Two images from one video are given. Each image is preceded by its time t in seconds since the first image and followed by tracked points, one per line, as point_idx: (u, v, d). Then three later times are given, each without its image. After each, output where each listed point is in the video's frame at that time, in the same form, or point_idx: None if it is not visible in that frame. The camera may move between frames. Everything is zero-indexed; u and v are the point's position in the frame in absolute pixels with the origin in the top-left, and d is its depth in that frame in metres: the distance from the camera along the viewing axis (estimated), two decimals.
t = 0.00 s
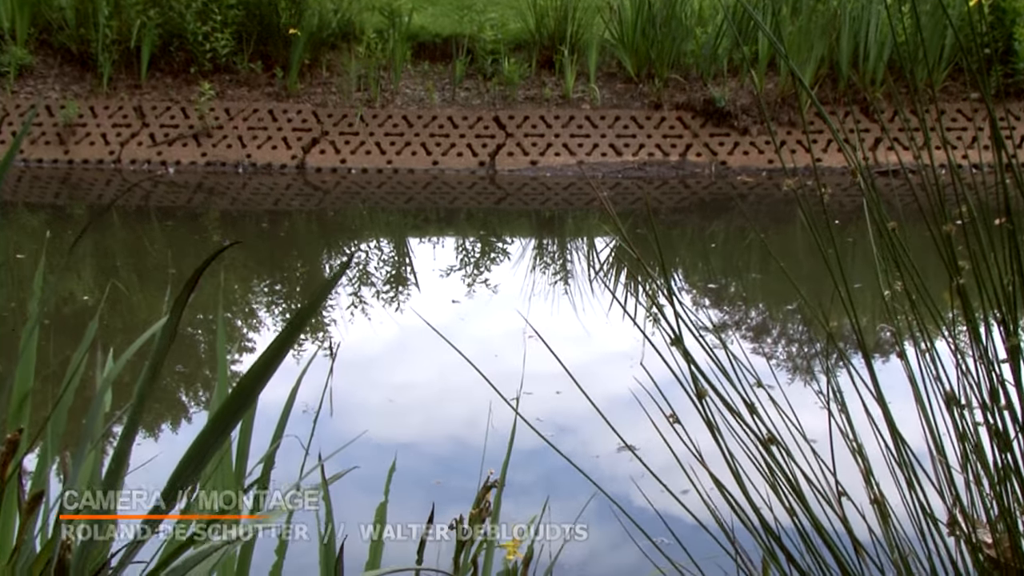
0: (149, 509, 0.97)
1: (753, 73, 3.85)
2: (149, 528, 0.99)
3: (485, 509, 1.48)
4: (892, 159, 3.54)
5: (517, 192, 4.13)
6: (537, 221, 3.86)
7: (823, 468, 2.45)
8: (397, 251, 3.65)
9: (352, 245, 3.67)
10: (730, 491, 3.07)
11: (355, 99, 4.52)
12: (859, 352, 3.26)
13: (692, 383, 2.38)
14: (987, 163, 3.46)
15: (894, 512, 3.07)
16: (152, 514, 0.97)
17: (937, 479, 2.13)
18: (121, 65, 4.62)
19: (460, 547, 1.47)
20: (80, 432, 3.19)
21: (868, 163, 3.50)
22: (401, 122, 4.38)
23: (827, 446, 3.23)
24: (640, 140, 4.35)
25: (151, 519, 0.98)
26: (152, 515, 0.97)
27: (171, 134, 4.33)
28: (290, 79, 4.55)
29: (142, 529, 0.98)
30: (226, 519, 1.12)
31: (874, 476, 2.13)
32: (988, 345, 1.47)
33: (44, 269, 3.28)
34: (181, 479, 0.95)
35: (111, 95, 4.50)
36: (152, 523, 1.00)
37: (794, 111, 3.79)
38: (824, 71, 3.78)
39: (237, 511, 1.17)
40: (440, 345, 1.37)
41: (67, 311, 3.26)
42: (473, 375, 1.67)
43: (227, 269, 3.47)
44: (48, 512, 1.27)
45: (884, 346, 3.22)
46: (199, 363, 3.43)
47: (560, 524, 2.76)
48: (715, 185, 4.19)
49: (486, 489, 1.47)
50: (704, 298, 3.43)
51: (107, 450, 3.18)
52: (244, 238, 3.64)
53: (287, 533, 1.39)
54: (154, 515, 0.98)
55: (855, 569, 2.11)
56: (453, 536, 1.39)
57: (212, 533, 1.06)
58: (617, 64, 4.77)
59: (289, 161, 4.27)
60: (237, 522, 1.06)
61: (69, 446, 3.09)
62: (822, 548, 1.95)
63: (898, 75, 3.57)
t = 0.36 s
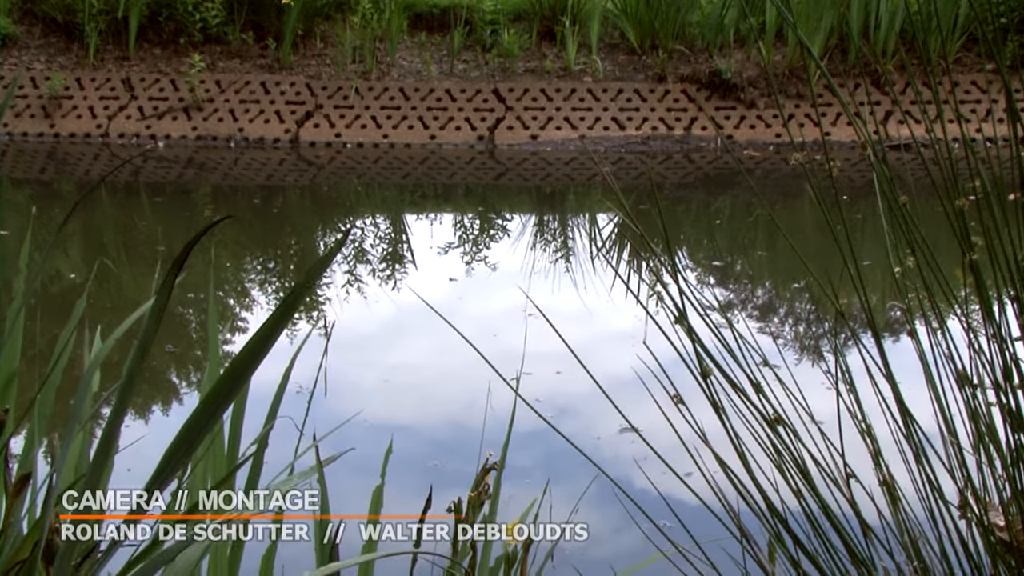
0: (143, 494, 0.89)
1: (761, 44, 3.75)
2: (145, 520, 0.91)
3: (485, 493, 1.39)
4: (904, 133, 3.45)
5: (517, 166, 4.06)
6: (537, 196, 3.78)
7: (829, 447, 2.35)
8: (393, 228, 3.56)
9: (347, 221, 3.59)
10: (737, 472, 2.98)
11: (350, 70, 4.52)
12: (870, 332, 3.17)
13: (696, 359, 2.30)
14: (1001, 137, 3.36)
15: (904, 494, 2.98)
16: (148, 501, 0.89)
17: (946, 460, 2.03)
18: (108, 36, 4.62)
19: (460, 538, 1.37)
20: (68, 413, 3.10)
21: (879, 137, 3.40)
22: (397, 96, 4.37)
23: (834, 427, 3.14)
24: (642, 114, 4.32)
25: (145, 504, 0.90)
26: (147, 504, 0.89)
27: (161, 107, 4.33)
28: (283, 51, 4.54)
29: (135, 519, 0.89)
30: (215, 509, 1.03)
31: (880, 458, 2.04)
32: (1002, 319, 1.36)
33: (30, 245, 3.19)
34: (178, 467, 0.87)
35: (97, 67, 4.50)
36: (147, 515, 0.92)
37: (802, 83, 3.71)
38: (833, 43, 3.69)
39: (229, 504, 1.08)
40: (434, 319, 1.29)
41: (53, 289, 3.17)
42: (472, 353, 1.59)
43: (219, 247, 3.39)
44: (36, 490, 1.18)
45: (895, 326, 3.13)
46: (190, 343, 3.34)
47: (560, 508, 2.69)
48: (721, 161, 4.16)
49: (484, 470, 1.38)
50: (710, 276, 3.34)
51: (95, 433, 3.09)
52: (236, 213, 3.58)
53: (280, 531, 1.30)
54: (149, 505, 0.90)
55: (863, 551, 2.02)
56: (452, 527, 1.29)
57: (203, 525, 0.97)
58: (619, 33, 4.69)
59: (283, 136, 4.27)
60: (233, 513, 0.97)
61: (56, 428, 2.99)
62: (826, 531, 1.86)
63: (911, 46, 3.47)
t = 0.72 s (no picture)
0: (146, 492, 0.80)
1: (768, 14, 3.65)
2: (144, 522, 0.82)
3: (485, 476, 1.30)
4: (916, 105, 3.35)
5: (516, 140, 4.05)
6: (538, 170, 3.72)
7: (837, 427, 2.27)
8: (390, 204, 3.50)
9: (342, 196, 3.52)
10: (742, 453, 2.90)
11: (346, 41, 4.49)
12: (880, 310, 3.09)
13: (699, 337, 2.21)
14: (1016, 109, 3.28)
15: (914, 477, 2.91)
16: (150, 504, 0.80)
17: (958, 439, 1.94)
18: (96, 5, 4.61)
19: (459, 535, 1.29)
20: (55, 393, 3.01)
21: (891, 109, 3.30)
22: (393, 67, 4.36)
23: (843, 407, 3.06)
24: (645, 86, 4.31)
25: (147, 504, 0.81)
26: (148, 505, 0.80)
27: (150, 80, 4.33)
28: (275, 22, 4.51)
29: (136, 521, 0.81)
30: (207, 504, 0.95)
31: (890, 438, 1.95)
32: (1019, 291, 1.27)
33: (15, 220, 3.09)
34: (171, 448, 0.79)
35: (85, 37, 4.49)
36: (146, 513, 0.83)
37: (811, 54, 3.62)
38: (844, 12, 3.59)
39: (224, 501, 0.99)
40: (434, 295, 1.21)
41: (39, 265, 3.07)
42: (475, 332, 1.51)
43: (210, 223, 3.31)
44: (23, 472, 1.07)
45: (906, 304, 3.05)
46: (181, 322, 3.25)
47: (561, 490, 2.61)
48: (726, 134, 4.12)
49: (483, 452, 1.30)
50: (715, 254, 3.25)
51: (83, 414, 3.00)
52: (227, 187, 3.51)
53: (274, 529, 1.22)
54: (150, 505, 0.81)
55: (873, 535, 1.93)
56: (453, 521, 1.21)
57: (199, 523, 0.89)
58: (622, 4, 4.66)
59: (276, 109, 4.27)
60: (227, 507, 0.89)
61: (43, 408, 2.90)
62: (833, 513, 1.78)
63: (924, 14, 3.37)
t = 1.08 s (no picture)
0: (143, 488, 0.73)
1: None
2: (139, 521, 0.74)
3: (484, 460, 1.22)
4: (929, 78, 3.28)
5: (517, 115, 4.13)
6: (539, 146, 3.71)
7: (847, 408, 2.18)
8: (386, 180, 3.45)
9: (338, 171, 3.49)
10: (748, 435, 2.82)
11: (342, 12, 4.58)
12: (890, 289, 3.02)
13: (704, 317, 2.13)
14: None
15: (926, 459, 2.83)
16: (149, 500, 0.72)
17: (973, 421, 1.84)
18: None
19: (461, 534, 1.20)
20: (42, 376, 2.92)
21: (903, 83, 3.22)
22: (389, 39, 4.47)
23: (853, 389, 2.98)
24: (650, 58, 4.43)
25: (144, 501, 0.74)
26: (140, 505, 0.72)
27: (138, 52, 4.47)
28: None
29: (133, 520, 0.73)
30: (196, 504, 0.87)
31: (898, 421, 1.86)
32: None
33: None
34: (161, 433, 0.73)
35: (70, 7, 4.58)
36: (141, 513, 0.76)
37: (820, 26, 3.55)
38: None
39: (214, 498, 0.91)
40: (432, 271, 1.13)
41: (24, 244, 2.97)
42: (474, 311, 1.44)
43: (201, 198, 3.24)
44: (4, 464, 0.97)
45: (918, 284, 2.97)
46: (171, 302, 3.16)
47: (562, 474, 2.54)
48: (732, 107, 4.22)
49: (482, 435, 1.21)
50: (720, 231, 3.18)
51: (71, 397, 2.92)
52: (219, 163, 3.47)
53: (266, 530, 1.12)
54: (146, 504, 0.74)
55: (883, 521, 1.84)
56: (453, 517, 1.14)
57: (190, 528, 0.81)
58: None
59: (269, 82, 4.41)
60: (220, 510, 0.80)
61: (29, 390, 2.82)
62: (837, 500, 1.69)
63: None
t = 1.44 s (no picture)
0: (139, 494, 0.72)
1: None
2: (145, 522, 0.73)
3: (484, 445, 1.14)
4: (942, 50, 3.20)
5: (517, 89, 4.14)
6: (539, 121, 3.67)
7: (857, 390, 2.06)
8: (383, 156, 3.39)
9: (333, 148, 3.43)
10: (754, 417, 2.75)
11: None
12: (901, 268, 2.95)
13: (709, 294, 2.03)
14: None
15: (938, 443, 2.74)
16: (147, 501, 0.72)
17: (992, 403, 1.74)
18: None
19: (460, 535, 1.10)
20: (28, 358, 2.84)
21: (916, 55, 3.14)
22: (385, 11, 4.59)
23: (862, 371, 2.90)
24: (655, 31, 4.48)
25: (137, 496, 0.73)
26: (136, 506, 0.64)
27: (128, 23, 4.64)
28: None
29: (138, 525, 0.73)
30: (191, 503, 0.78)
31: (905, 402, 1.75)
32: None
33: None
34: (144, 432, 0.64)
35: None
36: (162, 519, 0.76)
37: None
38: None
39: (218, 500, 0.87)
40: (431, 246, 1.06)
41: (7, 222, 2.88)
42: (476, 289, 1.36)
43: (191, 175, 3.17)
44: None
45: (929, 263, 2.90)
46: (161, 282, 3.08)
47: (563, 459, 2.46)
48: (739, 82, 4.18)
49: (482, 418, 1.12)
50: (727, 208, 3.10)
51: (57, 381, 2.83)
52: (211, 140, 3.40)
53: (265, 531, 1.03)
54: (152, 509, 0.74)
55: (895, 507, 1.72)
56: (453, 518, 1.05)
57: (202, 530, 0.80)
58: None
59: (261, 54, 4.59)
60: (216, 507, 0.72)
61: (14, 371, 2.74)
62: (847, 484, 1.58)
63: None
